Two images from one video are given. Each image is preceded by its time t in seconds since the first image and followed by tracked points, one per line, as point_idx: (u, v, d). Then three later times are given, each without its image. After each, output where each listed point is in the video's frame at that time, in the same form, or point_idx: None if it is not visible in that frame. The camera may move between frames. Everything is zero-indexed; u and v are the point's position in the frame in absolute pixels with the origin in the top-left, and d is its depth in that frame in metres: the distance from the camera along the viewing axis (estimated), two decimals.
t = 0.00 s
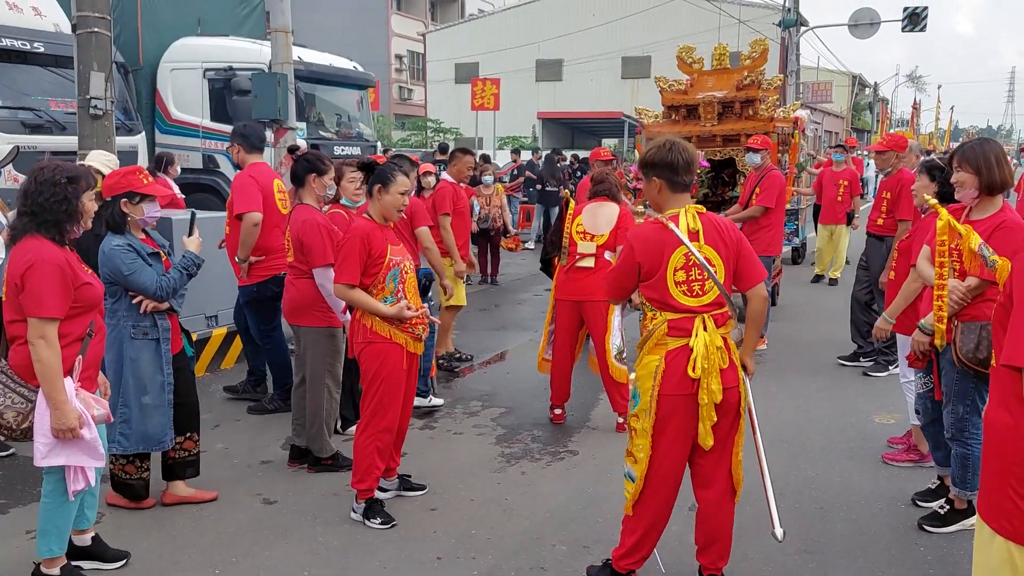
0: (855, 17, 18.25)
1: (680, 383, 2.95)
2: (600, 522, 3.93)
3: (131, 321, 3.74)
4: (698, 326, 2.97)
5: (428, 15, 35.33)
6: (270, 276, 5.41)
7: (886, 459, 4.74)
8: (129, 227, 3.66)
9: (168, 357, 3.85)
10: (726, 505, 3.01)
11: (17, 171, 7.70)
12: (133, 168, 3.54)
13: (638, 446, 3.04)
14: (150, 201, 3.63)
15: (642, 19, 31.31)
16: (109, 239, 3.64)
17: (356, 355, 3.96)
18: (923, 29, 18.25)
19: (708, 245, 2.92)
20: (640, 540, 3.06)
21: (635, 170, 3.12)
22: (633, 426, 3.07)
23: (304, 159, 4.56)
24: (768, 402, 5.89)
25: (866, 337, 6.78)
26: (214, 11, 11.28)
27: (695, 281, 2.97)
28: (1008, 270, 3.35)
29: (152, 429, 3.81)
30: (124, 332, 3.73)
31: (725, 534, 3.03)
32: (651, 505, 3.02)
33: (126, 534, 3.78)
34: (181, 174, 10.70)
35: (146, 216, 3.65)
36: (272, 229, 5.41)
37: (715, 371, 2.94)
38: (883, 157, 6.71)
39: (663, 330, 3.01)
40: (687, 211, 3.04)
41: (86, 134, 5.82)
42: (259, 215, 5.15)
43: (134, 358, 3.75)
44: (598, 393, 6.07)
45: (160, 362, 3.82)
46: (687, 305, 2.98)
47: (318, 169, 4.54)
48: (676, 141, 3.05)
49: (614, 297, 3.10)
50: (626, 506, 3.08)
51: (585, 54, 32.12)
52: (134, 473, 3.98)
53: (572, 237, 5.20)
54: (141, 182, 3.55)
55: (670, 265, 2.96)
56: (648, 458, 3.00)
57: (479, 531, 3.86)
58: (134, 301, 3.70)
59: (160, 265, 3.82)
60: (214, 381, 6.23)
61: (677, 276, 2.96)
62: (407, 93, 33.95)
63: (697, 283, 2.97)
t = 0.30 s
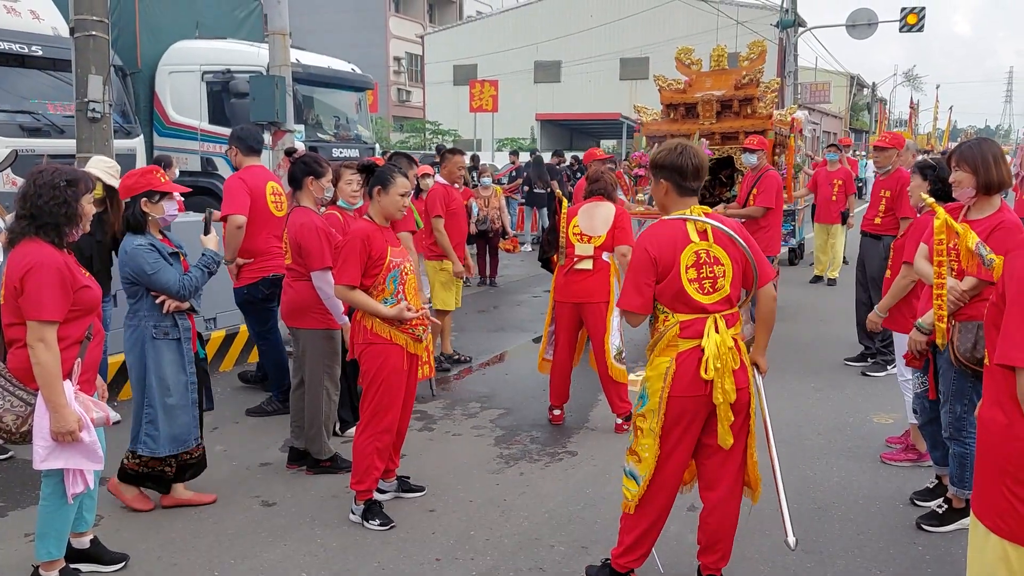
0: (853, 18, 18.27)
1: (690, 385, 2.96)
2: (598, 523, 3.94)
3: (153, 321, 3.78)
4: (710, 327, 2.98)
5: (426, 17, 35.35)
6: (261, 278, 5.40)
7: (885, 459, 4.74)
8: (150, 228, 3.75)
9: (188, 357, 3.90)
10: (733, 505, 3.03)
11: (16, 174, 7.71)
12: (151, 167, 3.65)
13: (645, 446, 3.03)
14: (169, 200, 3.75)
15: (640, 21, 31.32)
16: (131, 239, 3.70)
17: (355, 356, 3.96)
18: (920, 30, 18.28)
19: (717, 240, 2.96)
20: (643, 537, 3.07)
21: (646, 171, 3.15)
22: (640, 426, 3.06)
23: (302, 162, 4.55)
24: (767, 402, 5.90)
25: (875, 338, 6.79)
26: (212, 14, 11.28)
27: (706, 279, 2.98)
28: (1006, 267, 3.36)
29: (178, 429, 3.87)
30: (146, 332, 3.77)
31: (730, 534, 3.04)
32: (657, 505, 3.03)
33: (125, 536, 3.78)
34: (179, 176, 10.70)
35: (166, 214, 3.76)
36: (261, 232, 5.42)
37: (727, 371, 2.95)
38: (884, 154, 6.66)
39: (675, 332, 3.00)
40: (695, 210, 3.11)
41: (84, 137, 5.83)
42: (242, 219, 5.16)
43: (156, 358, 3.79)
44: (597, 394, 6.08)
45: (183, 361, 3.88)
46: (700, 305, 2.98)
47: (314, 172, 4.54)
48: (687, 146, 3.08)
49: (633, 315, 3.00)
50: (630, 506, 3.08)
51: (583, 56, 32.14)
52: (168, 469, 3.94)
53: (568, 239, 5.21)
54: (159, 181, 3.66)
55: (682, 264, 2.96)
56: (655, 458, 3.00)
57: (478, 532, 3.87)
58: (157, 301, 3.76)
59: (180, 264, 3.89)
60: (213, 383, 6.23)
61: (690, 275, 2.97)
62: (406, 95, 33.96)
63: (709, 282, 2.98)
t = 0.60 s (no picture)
0: (852, 19, 18.27)
1: (674, 384, 2.99)
2: (598, 525, 3.94)
3: (168, 323, 3.74)
4: (695, 327, 3.00)
5: (426, 19, 35.36)
6: (263, 276, 5.45)
7: (885, 460, 4.75)
8: (165, 232, 3.72)
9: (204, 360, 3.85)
10: (723, 505, 3.02)
11: (16, 178, 7.71)
12: (165, 168, 3.65)
13: (634, 444, 3.07)
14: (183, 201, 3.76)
15: (639, 22, 31.32)
16: (149, 241, 3.67)
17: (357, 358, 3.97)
18: (920, 30, 18.28)
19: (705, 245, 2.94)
20: (640, 540, 3.07)
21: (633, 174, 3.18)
22: (630, 425, 3.11)
23: (301, 163, 4.55)
24: (766, 403, 5.90)
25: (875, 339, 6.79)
26: (212, 17, 11.29)
27: (693, 281, 2.98)
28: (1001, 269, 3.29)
29: (199, 433, 3.79)
30: (162, 334, 3.72)
31: (723, 535, 3.03)
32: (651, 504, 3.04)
33: (126, 539, 3.79)
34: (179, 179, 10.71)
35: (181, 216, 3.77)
36: (261, 232, 5.48)
37: (711, 372, 2.96)
38: (883, 154, 6.73)
39: (660, 331, 3.05)
40: (684, 212, 3.08)
41: (84, 140, 5.84)
42: (244, 219, 5.20)
43: (173, 360, 3.74)
44: (597, 395, 6.08)
45: (199, 363, 3.82)
46: (686, 306, 3.00)
47: (314, 174, 4.54)
48: (670, 145, 3.10)
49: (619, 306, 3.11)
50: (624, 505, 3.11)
51: (583, 57, 32.16)
52: (197, 477, 3.87)
53: (560, 242, 5.23)
54: (175, 181, 3.67)
55: (667, 266, 2.98)
56: (645, 457, 3.02)
57: (478, 534, 3.87)
58: (173, 303, 3.72)
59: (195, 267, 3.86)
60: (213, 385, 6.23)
61: (675, 277, 2.98)
62: (406, 98, 33.95)
63: (695, 283, 2.99)
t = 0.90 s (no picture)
0: (851, 20, 18.29)
1: (652, 382, 3.00)
2: (598, 525, 3.94)
3: (187, 326, 3.64)
4: (675, 327, 3.01)
5: (425, 20, 35.36)
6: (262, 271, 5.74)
7: (885, 459, 4.74)
8: (176, 235, 3.64)
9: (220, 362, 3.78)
10: (710, 503, 3.03)
11: (16, 179, 7.71)
12: (173, 170, 3.58)
13: (617, 440, 3.11)
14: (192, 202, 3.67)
15: (639, 23, 31.35)
16: (165, 243, 3.57)
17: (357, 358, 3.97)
18: (919, 30, 18.30)
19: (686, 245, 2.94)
20: (631, 540, 3.06)
21: (621, 171, 3.18)
22: (614, 420, 3.15)
23: (298, 164, 4.53)
24: (766, 403, 5.90)
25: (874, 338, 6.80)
26: (211, 18, 11.29)
27: (674, 282, 2.99)
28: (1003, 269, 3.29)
29: (215, 437, 3.70)
30: (182, 337, 3.62)
31: (713, 532, 3.03)
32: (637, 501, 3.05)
33: (126, 540, 3.79)
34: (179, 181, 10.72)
35: (190, 218, 3.66)
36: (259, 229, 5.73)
37: (689, 371, 2.96)
38: (880, 153, 6.75)
39: (640, 329, 3.06)
40: (669, 212, 3.08)
41: (83, 142, 5.84)
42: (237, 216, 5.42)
43: (194, 364, 3.64)
44: (596, 396, 6.08)
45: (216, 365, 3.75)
46: (666, 306, 3.01)
47: (313, 175, 4.53)
48: (660, 143, 3.09)
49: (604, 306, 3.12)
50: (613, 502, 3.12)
51: (582, 58, 32.18)
52: (210, 486, 3.78)
53: (555, 242, 5.24)
54: (182, 183, 3.60)
55: (648, 266, 2.99)
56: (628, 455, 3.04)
57: (478, 534, 3.87)
58: (193, 306, 3.63)
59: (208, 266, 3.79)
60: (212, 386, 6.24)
61: (655, 276, 2.99)
62: (405, 99, 33.94)
63: (675, 284, 2.99)
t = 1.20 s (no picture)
0: (850, 19, 18.31)
1: (641, 379, 3.01)
2: (597, 525, 3.94)
3: (197, 329, 3.63)
4: (663, 325, 3.01)
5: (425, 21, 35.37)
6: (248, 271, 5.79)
7: (884, 459, 4.75)
8: (180, 238, 3.62)
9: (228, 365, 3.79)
10: (704, 501, 3.03)
11: (16, 181, 7.72)
12: (178, 171, 3.56)
13: (608, 436, 3.13)
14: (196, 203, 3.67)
15: (638, 23, 31.38)
16: (174, 245, 3.55)
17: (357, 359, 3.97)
18: (918, 29, 18.31)
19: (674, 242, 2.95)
20: (627, 539, 3.04)
21: (615, 171, 3.18)
22: (606, 417, 3.17)
23: (297, 166, 4.52)
24: (766, 403, 5.90)
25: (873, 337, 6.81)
26: (210, 20, 11.29)
27: (663, 280, 3.00)
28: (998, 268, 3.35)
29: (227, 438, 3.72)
30: (193, 341, 3.61)
31: (709, 531, 3.04)
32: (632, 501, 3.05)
33: (125, 542, 3.79)
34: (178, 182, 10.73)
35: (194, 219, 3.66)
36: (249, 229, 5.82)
37: (677, 369, 2.96)
38: (879, 153, 6.70)
39: (630, 326, 3.07)
40: (659, 212, 3.09)
41: (82, 143, 5.85)
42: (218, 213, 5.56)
43: (207, 367, 3.64)
44: (596, 396, 6.09)
45: (224, 367, 3.76)
46: (655, 304, 3.02)
47: (310, 176, 4.52)
48: (653, 144, 3.11)
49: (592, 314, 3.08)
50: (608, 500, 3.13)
51: (581, 58, 32.20)
52: (217, 489, 3.79)
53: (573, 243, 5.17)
54: (187, 184, 3.58)
55: (635, 264, 3.01)
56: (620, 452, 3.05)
57: (477, 534, 3.87)
58: (202, 308, 3.63)
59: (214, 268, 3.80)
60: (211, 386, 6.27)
61: (643, 275, 3.00)
62: (405, 100, 33.93)
63: (663, 282, 3.00)
